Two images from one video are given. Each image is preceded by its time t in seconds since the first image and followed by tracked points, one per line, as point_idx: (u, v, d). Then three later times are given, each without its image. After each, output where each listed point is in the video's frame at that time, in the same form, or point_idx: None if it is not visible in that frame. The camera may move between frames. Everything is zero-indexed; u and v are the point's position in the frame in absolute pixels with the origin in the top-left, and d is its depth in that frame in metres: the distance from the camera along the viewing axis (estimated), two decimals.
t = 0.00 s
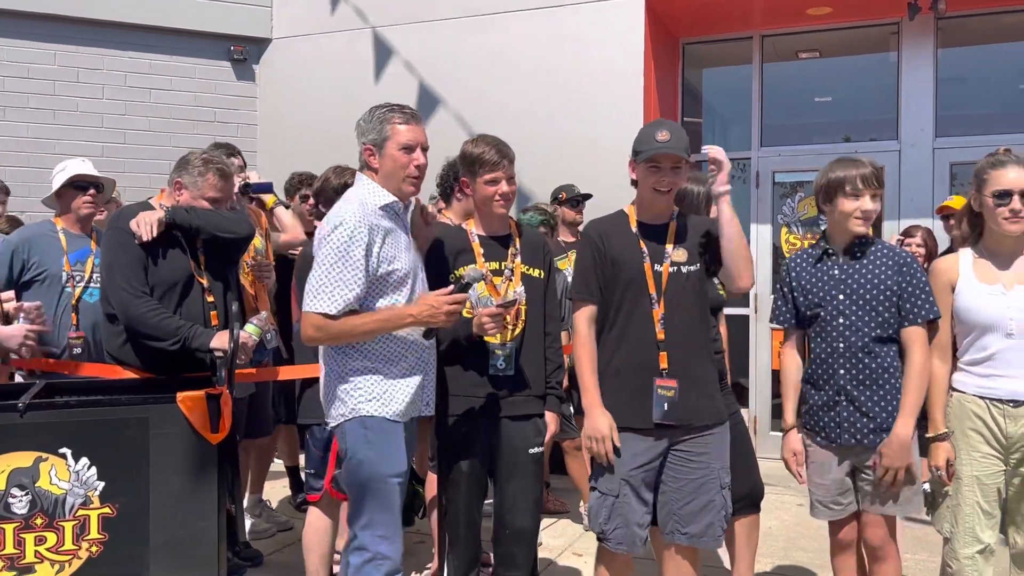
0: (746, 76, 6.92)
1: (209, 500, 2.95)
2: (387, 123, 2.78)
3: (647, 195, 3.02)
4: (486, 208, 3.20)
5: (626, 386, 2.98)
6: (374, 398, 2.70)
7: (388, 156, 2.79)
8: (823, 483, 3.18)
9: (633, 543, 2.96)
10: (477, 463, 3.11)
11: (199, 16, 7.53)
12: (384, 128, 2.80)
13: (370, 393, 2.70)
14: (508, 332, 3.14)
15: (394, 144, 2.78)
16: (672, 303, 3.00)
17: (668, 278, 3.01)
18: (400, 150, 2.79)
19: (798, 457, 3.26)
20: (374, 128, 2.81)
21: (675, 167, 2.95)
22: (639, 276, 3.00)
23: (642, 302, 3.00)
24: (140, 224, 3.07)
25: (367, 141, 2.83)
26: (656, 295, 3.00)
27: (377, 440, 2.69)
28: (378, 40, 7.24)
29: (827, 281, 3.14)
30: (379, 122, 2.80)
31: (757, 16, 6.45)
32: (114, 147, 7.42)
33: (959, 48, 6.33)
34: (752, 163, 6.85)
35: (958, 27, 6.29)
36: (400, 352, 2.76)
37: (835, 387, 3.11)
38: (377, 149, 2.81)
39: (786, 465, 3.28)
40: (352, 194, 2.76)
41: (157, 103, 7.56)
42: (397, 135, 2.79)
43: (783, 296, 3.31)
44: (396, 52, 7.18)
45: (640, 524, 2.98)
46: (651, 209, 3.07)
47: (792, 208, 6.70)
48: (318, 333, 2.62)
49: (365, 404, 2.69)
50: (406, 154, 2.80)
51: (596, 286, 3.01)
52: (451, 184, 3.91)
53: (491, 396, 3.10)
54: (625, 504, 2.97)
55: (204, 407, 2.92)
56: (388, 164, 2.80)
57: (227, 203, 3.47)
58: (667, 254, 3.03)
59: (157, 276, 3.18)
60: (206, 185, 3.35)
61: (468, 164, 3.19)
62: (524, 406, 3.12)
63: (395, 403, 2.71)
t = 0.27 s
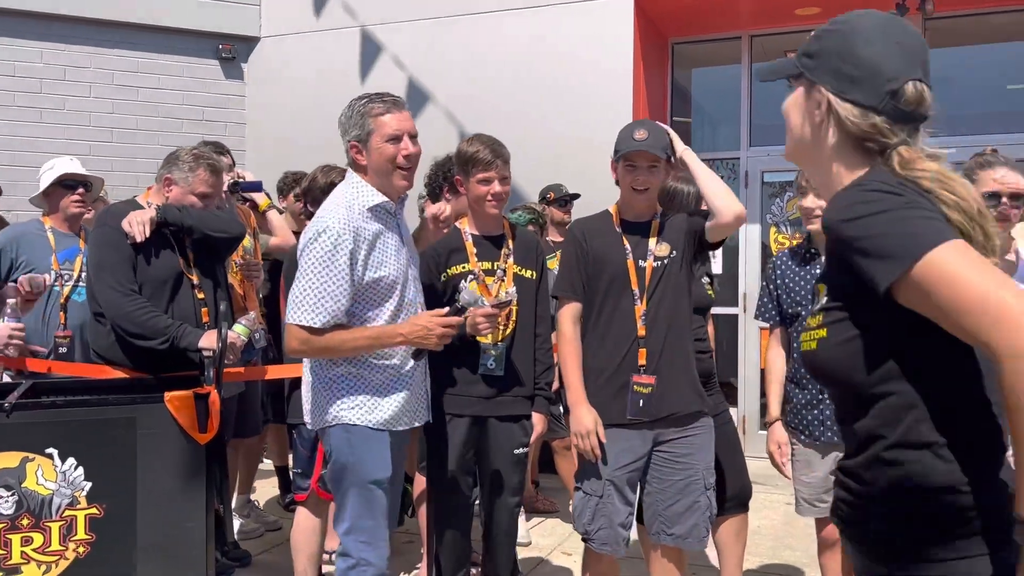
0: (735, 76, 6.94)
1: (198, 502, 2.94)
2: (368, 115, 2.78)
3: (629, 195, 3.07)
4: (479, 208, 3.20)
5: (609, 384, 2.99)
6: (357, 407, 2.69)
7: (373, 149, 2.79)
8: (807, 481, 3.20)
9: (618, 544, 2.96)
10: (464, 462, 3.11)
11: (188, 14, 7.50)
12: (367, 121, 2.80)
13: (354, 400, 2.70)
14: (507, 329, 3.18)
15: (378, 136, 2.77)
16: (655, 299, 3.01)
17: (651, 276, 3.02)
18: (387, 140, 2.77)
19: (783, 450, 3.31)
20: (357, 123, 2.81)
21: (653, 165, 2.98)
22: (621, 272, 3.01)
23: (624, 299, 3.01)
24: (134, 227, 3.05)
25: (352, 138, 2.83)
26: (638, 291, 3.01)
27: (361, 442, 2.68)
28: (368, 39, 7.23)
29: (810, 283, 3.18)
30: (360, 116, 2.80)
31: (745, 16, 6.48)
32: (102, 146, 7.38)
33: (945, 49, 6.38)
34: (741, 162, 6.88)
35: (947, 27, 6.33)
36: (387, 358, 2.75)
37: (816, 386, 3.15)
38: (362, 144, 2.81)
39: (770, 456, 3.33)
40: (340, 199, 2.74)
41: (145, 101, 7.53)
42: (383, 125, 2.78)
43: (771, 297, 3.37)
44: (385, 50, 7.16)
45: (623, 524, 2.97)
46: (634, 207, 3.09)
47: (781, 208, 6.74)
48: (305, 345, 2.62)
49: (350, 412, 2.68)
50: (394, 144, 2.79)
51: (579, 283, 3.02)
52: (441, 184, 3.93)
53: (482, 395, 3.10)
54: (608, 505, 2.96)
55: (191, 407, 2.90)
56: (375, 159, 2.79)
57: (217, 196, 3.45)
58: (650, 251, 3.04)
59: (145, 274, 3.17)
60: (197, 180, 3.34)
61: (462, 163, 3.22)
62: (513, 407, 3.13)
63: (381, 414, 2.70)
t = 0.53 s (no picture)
0: (726, 76, 6.96)
1: (189, 501, 2.95)
2: (361, 118, 2.76)
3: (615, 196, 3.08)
4: (471, 208, 3.20)
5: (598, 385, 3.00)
6: (361, 409, 2.69)
7: (367, 151, 2.77)
8: (789, 478, 3.20)
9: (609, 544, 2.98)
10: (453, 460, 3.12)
11: (179, 13, 7.47)
12: (360, 123, 2.78)
13: (358, 403, 2.69)
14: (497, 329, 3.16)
15: (370, 140, 2.77)
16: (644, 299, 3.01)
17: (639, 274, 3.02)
18: (378, 145, 2.77)
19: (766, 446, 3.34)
20: (349, 123, 2.80)
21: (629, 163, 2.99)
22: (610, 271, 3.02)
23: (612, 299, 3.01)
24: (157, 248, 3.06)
25: (342, 137, 2.82)
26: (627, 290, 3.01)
27: (368, 446, 2.69)
28: (360, 38, 7.22)
29: (793, 284, 3.17)
30: (355, 117, 2.78)
31: (737, 16, 6.50)
32: (91, 145, 7.34)
33: (935, 49, 6.42)
34: (732, 163, 6.89)
35: (937, 28, 6.37)
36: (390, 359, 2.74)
37: (799, 386, 3.15)
38: (353, 145, 2.79)
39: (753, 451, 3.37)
40: (332, 198, 2.72)
41: (135, 100, 7.49)
42: (378, 129, 2.78)
43: (763, 294, 3.39)
44: (378, 50, 7.15)
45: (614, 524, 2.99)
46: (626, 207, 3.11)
47: (772, 208, 6.76)
48: (321, 353, 2.61)
49: (356, 415, 2.68)
50: (385, 149, 2.79)
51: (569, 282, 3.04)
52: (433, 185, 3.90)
53: (473, 395, 3.11)
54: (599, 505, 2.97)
55: (181, 407, 2.91)
56: (367, 161, 2.78)
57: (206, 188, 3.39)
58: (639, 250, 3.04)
59: (137, 274, 3.16)
60: (184, 173, 3.27)
61: (456, 162, 3.21)
62: (501, 407, 3.13)
63: (387, 413, 2.71)
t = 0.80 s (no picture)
0: (720, 78, 6.98)
1: (181, 503, 2.93)
2: (347, 120, 2.75)
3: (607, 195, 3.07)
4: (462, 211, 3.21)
5: (593, 384, 3.00)
6: (361, 410, 2.67)
7: (351, 154, 2.78)
8: (784, 479, 3.20)
9: (602, 543, 3.04)
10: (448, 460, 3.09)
11: (172, 13, 7.46)
12: (346, 124, 2.77)
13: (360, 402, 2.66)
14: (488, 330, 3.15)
15: (356, 141, 2.76)
16: (638, 301, 3.00)
17: (632, 274, 3.02)
18: (364, 147, 2.77)
19: (758, 450, 3.35)
20: (336, 125, 2.79)
21: (619, 165, 2.99)
22: (603, 273, 3.02)
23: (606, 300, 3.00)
24: (209, 275, 3.31)
25: (329, 139, 2.81)
26: (620, 292, 3.00)
27: (368, 449, 2.67)
28: (353, 38, 7.22)
29: (786, 284, 3.19)
30: (342, 117, 2.76)
31: (730, 17, 6.52)
32: (83, 146, 7.31)
33: (928, 51, 6.45)
34: (726, 164, 6.91)
35: (929, 30, 6.40)
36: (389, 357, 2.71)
37: (788, 386, 3.16)
38: (338, 147, 2.79)
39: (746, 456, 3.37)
40: (322, 199, 2.75)
41: (127, 101, 7.47)
42: (361, 131, 2.76)
43: (756, 295, 3.40)
44: (372, 50, 7.15)
45: (608, 524, 3.02)
46: (620, 210, 3.11)
47: (765, 209, 6.77)
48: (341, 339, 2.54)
49: (358, 415, 2.67)
50: (370, 150, 2.78)
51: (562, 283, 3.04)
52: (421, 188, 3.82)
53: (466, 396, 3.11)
54: (593, 506, 3.01)
55: (174, 410, 2.90)
56: (352, 163, 2.78)
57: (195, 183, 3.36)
58: (633, 252, 3.03)
59: (132, 276, 3.16)
60: (171, 166, 3.26)
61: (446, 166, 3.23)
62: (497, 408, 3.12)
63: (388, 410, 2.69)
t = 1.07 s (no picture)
0: (715, 79, 6.99)
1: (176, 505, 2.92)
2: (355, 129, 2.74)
3: (603, 196, 3.08)
4: (457, 211, 3.21)
5: (591, 384, 3.00)
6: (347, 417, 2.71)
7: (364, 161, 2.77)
8: (780, 483, 3.22)
9: (598, 544, 2.98)
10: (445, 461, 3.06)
11: (167, 14, 7.45)
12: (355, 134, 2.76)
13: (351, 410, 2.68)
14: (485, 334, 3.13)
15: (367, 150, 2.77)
16: (633, 303, 3.00)
17: (628, 275, 3.01)
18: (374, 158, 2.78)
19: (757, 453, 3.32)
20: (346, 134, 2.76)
21: (612, 167, 2.99)
22: (600, 273, 3.01)
23: (602, 300, 3.01)
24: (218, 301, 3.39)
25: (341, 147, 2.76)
26: (615, 293, 3.00)
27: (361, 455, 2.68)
28: (349, 39, 7.22)
29: (789, 283, 3.19)
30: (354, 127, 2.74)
31: (725, 18, 6.53)
32: (79, 147, 7.30)
33: (922, 52, 6.47)
34: (721, 164, 6.92)
35: (924, 31, 6.42)
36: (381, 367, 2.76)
37: (788, 386, 3.17)
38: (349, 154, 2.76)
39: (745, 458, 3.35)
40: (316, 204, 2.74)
41: (122, 102, 7.46)
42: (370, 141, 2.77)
43: (758, 294, 3.41)
44: (369, 51, 7.15)
45: (603, 524, 2.99)
46: (616, 211, 3.11)
47: (760, 210, 6.79)
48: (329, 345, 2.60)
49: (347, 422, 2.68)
50: (380, 163, 2.81)
51: (559, 284, 3.05)
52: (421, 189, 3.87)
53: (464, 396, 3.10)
54: (588, 505, 2.97)
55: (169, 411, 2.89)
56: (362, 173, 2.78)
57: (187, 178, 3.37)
58: (629, 253, 3.03)
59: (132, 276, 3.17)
60: (161, 161, 3.27)
61: (441, 167, 3.21)
62: (493, 409, 3.13)
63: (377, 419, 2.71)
